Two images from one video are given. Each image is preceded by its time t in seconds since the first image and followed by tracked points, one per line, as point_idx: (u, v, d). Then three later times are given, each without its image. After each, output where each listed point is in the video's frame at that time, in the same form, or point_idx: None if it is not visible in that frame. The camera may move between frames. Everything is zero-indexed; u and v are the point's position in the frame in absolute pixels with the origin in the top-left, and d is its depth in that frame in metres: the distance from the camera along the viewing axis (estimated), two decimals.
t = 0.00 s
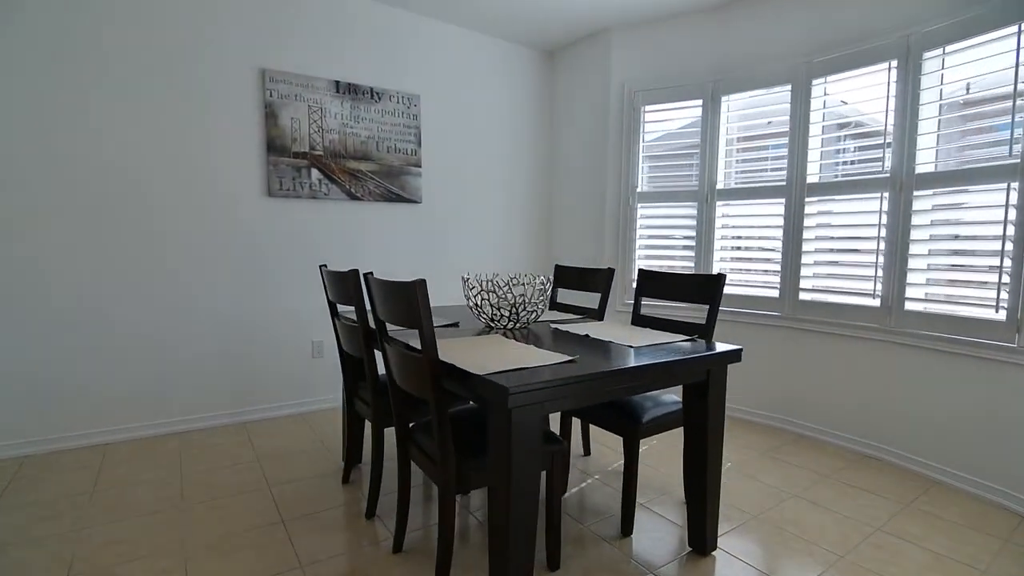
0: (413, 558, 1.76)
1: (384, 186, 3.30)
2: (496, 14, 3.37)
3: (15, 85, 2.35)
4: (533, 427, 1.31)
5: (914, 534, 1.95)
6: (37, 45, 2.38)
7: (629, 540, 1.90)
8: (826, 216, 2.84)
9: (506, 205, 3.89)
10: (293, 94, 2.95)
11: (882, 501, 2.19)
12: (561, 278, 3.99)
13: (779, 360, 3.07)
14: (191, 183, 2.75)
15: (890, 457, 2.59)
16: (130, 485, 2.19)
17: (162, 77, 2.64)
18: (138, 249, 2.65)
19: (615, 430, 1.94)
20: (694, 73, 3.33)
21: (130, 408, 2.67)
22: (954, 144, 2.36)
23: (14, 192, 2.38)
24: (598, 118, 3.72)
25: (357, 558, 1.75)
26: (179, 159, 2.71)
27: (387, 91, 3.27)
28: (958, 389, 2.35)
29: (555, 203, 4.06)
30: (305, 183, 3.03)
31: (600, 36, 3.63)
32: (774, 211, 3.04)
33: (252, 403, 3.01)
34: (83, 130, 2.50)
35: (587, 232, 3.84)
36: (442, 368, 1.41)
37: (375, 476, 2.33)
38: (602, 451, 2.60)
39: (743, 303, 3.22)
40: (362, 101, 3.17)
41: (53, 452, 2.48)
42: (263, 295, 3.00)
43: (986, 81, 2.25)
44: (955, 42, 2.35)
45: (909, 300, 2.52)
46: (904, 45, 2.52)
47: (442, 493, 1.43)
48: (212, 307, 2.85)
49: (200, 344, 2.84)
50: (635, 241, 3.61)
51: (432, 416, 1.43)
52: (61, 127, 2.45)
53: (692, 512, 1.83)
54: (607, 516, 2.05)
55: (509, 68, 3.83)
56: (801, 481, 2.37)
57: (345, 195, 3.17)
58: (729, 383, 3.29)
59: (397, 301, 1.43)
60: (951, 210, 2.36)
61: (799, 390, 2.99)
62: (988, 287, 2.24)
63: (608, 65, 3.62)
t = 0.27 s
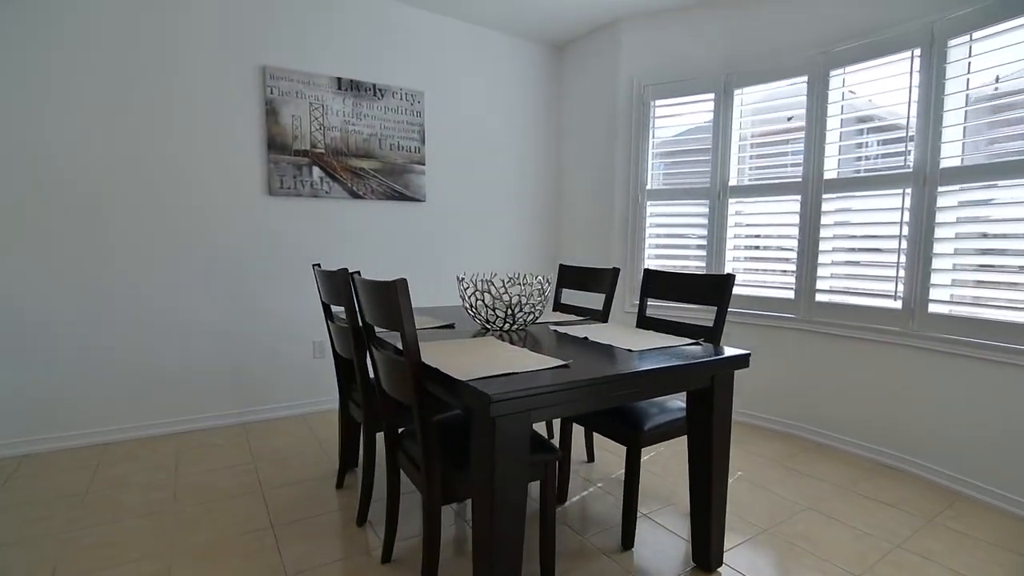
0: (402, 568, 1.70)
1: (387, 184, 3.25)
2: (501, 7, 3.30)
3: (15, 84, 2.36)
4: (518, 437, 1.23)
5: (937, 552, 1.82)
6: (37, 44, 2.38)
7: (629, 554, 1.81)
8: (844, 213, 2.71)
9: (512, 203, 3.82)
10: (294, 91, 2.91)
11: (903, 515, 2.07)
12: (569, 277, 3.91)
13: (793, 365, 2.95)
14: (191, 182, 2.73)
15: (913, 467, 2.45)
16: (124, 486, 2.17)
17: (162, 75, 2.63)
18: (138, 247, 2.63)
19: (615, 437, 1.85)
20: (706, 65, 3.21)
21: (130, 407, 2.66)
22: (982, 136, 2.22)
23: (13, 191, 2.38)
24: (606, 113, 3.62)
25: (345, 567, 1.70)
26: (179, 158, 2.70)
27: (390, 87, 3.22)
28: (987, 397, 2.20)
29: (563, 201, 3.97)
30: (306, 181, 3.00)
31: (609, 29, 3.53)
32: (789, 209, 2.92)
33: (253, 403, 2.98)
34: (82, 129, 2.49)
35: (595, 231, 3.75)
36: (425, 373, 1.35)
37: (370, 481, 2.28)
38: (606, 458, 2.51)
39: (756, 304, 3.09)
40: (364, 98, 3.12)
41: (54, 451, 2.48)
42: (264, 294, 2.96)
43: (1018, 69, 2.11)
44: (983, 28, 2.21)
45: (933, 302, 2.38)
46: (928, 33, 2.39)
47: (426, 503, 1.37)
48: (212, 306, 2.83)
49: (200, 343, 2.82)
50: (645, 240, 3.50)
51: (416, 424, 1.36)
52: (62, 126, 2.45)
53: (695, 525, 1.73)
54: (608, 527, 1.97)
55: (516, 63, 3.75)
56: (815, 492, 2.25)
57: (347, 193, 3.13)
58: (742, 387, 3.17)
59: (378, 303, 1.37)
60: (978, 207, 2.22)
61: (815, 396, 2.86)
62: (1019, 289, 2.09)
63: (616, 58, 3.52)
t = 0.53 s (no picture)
0: None
1: (388, 181, 3.18)
2: None
3: (11, 80, 2.34)
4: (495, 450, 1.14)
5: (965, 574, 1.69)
6: (32, 40, 2.36)
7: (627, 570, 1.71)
8: (863, 209, 2.56)
9: (518, 201, 3.73)
10: (292, 86, 2.86)
11: (927, 532, 1.93)
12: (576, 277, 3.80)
13: (809, 369, 2.80)
14: (188, 179, 2.69)
15: (938, 479, 2.30)
16: (114, 488, 2.13)
17: (159, 71, 2.59)
18: (134, 246, 2.60)
19: (613, 446, 1.75)
20: (717, 56, 3.08)
21: (126, 406, 2.63)
22: (1014, 125, 2.07)
23: (8, 189, 2.37)
24: (614, 107, 3.51)
25: None
26: (176, 155, 2.66)
27: (391, 82, 3.15)
28: (1019, 406, 2.05)
29: (571, 198, 3.87)
30: (305, 178, 2.95)
31: (617, 20, 3.42)
32: (806, 204, 2.78)
33: (252, 404, 2.94)
34: (78, 126, 2.46)
35: (603, 229, 3.64)
36: (400, 378, 1.26)
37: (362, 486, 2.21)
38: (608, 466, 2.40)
39: (770, 305, 2.95)
40: (364, 93, 3.06)
41: (50, 451, 2.46)
42: (262, 293, 2.92)
43: None
44: (1016, 9, 2.06)
45: (960, 303, 2.23)
46: (955, 15, 2.24)
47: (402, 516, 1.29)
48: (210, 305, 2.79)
49: (198, 343, 2.79)
50: (654, 238, 3.38)
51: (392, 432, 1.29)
52: (58, 122, 2.43)
53: (698, 541, 1.62)
54: (607, 540, 1.86)
55: (522, 57, 3.66)
56: (831, 505, 2.12)
57: (347, 190, 3.07)
58: (755, 392, 3.03)
59: (352, 303, 1.29)
60: (1010, 201, 2.07)
61: (832, 403, 2.71)
62: None
63: (624, 49, 3.41)
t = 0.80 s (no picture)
0: None
1: (389, 180, 3.12)
2: None
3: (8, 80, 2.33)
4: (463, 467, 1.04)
5: None
6: (29, 39, 2.34)
7: None
8: (886, 206, 2.40)
9: (524, 199, 3.63)
10: (291, 83, 2.82)
11: (955, 556, 1.78)
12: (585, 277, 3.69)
13: (827, 376, 2.65)
14: (185, 178, 2.66)
15: (967, 497, 2.14)
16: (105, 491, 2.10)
17: (156, 69, 2.57)
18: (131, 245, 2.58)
19: (609, 459, 1.65)
20: (730, 46, 2.94)
21: (124, 407, 2.62)
22: None
23: (6, 188, 2.36)
24: (623, 102, 3.39)
25: None
26: (173, 153, 2.63)
27: (392, 78, 3.09)
28: None
29: (579, 197, 3.76)
30: (304, 177, 2.90)
31: (626, 12, 3.31)
32: (824, 202, 2.62)
33: (250, 405, 2.90)
34: (75, 125, 2.45)
35: (612, 228, 3.52)
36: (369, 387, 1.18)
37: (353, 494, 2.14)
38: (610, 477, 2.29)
39: (785, 308, 2.80)
40: (365, 90, 3.00)
41: (47, 452, 2.45)
42: (261, 293, 2.87)
43: None
44: None
45: (992, 307, 2.07)
46: None
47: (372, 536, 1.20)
48: (208, 305, 2.76)
49: (196, 343, 2.75)
50: (664, 237, 3.25)
51: (361, 445, 1.20)
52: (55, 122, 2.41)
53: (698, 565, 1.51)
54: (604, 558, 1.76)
55: (528, 51, 3.56)
56: (849, 523, 1.98)
57: (348, 189, 3.01)
58: (769, 399, 2.88)
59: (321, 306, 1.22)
60: None
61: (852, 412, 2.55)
62: None
63: (634, 42, 3.29)
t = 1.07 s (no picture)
0: None
1: (396, 179, 3.06)
2: None
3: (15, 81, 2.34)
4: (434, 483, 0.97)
5: None
6: (35, 41, 2.35)
7: None
8: (917, 203, 2.24)
9: (535, 199, 3.54)
10: (295, 82, 2.78)
11: None
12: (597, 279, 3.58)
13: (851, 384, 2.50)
14: (190, 178, 2.65)
15: (1005, 518, 1.98)
16: (103, 493, 2.09)
17: (161, 69, 2.56)
18: (136, 246, 2.58)
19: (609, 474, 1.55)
20: (749, 37, 2.81)
21: (129, 407, 2.62)
22: None
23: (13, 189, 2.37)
24: (637, 97, 3.27)
25: None
26: (178, 153, 2.62)
27: (399, 76, 3.03)
28: None
29: (592, 196, 3.65)
30: (309, 177, 2.86)
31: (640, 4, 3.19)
32: (849, 199, 2.47)
33: (255, 407, 2.87)
34: (81, 126, 2.46)
35: (625, 228, 3.40)
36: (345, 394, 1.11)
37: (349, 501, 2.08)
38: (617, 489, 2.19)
39: (807, 312, 2.65)
40: (371, 88, 2.95)
41: (54, 451, 2.46)
42: (266, 294, 2.85)
43: None
44: None
45: None
46: None
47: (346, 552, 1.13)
48: (212, 306, 2.74)
49: (201, 344, 2.74)
50: (679, 237, 3.12)
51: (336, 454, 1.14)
52: (62, 123, 2.42)
53: None
54: None
55: (540, 47, 3.47)
56: (873, 544, 1.84)
57: (353, 189, 2.97)
58: (789, 407, 2.73)
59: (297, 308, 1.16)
60: None
61: (878, 423, 2.40)
62: None
63: (648, 35, 3.17)
